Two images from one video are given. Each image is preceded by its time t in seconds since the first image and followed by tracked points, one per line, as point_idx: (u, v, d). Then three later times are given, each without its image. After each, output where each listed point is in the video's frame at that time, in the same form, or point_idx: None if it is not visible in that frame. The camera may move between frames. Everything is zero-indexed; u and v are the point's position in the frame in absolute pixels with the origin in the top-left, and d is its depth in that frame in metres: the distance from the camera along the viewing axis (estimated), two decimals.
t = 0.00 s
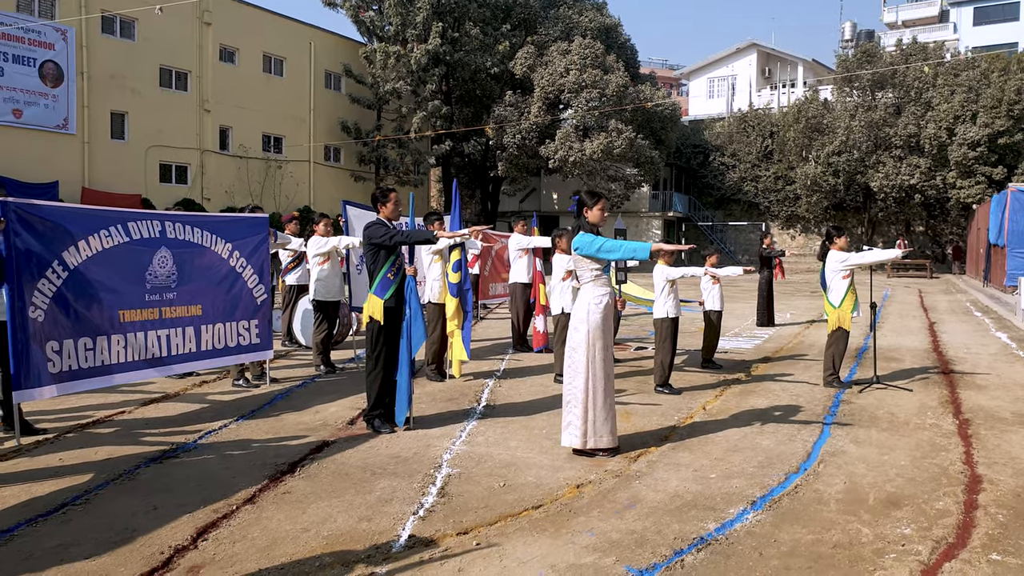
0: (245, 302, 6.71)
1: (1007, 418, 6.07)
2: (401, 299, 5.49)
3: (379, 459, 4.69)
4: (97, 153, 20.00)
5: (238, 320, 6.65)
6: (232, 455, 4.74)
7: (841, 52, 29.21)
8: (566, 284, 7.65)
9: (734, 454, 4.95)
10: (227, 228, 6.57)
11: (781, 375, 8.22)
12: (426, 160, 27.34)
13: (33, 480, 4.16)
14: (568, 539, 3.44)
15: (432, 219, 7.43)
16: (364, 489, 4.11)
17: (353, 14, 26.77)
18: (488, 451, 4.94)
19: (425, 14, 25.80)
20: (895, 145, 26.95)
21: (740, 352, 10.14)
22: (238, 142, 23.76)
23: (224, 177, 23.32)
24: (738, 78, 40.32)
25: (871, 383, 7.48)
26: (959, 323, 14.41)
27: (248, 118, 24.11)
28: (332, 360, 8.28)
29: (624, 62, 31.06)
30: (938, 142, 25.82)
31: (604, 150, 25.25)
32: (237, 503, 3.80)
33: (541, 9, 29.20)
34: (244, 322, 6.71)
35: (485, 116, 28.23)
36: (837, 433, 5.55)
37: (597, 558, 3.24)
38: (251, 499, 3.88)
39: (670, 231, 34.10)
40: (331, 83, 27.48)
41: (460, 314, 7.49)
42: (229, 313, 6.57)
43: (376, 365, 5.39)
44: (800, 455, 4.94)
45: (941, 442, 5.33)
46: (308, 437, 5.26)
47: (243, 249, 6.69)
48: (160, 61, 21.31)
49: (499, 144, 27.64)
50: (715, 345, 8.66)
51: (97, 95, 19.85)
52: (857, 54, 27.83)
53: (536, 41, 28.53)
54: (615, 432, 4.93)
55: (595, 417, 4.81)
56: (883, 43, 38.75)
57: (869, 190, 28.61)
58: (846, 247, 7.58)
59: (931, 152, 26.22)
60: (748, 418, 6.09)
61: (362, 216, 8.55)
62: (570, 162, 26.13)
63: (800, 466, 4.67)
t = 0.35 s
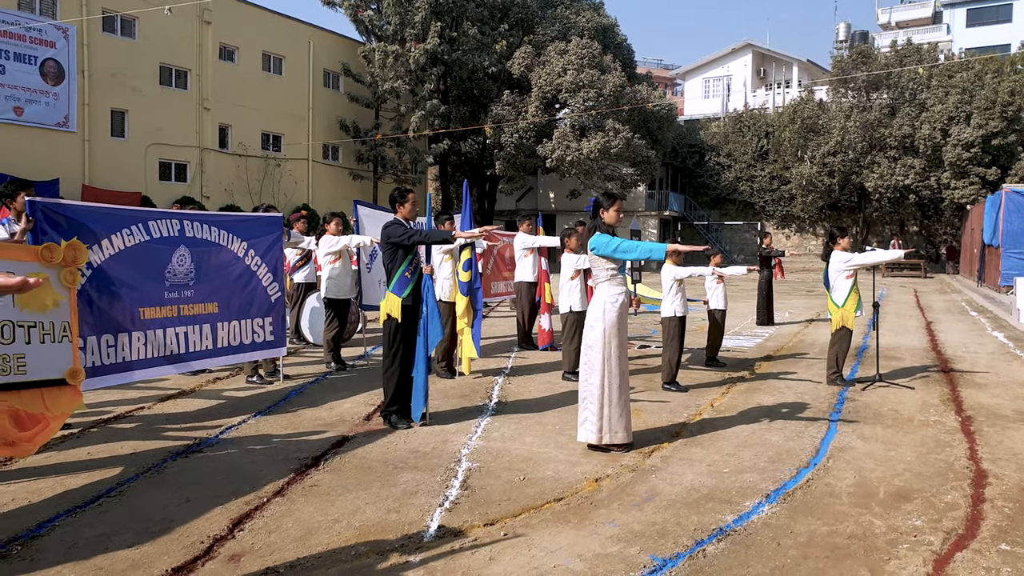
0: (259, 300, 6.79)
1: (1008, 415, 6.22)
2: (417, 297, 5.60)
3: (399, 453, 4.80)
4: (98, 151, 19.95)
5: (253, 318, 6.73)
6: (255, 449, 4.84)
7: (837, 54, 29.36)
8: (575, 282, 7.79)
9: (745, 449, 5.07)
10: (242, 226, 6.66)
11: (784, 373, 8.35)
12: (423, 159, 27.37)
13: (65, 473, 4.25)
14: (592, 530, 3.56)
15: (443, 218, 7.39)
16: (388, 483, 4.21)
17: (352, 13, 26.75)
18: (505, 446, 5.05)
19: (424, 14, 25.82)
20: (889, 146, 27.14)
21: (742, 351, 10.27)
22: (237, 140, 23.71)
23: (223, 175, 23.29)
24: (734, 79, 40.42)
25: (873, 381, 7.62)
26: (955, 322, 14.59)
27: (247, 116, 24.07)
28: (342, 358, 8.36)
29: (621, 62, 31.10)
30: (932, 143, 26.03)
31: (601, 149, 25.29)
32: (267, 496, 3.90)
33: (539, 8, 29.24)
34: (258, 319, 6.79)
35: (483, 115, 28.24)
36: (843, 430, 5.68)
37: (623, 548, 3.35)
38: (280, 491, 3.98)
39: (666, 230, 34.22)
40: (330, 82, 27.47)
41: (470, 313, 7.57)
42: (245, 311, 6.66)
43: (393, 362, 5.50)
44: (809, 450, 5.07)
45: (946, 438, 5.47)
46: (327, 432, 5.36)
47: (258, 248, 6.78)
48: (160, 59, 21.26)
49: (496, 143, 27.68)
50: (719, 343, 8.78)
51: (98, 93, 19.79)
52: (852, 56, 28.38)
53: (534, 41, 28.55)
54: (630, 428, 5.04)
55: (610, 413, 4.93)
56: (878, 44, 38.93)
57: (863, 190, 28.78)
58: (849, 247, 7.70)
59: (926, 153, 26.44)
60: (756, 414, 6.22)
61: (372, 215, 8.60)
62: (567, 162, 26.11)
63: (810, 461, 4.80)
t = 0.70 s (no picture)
0: (275, 302, 6.92)
1: (1009, 411, 6.38)
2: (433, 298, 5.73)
3: (419, 450, 4.93)
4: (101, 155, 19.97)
5: (269, 319, 6.86)
6: (279, 447, 4.97)
7: (834, 54, 29.50)
8: (584, 283, 7.99)
9: (754, 445, 5.22)
10: (259, 230, 6.78)
11: (788, 372, 8.49)
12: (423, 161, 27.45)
13: (98, 470, 4.39)
14: (612, 521, 3.70)
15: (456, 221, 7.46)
16: (412, 478, 4.35)
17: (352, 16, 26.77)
18: (521, 443, 5.19)
19: (424, 17, 25.89)
20: (887, 146, 27.30)
21: (746, 350, 10.40)
22: (238, 143, 23.76)
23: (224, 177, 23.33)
24: (731, 80, 40.47)
25: (876, 379, 7.77)
26: (954, 322, 14.76)
27: (248, 119, 24.09)
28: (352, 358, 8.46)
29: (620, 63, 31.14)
30: (930, 143, 26.20)
31: (600, 150, 25.33)
32: (296, 491, 4.03)
33: (537, 10, 29.25)
34: (274, 321, 6.92)
35: (482, 117, 28.32)
36: (849, 426, 5.83)
37: (643, 539, 3.49)
38: (308, 486, 4.11)
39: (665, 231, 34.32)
40: (331, 84, 27.54)
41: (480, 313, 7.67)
42: (262, 312, 6.79)
43: (409, 362, 5.63)
44: (817, 445, 5.22)
45: (949, 434, 5.61)
46: (347, 430, 5.49)
47: (274, 251, 6.90)
48: (162, 62, 21.30)
49: (496, 145, 27.76)
50: (724, 343, 8.91)
51: (100, 97, 19.79)
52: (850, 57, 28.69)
53: (533, 43, 28.54)
54: (642, 426, 5.18)
55: (623, 410, 5.07)
56: (875, 45, 39.05)
57: (861, 190, 28.93)
58: (852, 247, 7.83)
59: (923, 153, 26.62)
60: (763, 412, 6.36)
61: (382, 218, 8.70)
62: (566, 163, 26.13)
63: (819, 456, 4.94)
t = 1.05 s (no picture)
0: (287, 301, 7.07)
1: (1001, 407, 6.59)
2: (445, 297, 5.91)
3: (434, 444, 5.09)
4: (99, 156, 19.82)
5: (280, 318, 7.00)
6: (297, 441, 5.11)
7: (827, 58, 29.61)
8: (588, 284, 8.18)
9: (757, 439, 5.40)
10: (272, 230, 6.94)
11: (786, 370, 8.68)
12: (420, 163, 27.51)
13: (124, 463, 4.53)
14: (626, 510, 3.86)
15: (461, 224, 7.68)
16: (430, 470, 4.50)
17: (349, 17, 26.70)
18: (531, 437, 5.35)
19: (421, 19, 25.88)
20: (880, 149, 27.52)
21: (744, 350, 10.58)
22: (236, 144, 23.55)
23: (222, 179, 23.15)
24: (725, 83, 40.56)
25: (872, 377, 7.97)
26: (946, 322, 15.00)
27: (246, 119, 23.89)
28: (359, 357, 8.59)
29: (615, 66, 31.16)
30: (921, 147, 26.57)
31: (596, 153, 25.48)
32: (319, 482, 4.17)
33: (533, 13, 29.21)
34: (285, 319, 7.06)
35: (478, 119, 28.27)
36: (847, 421, 6.02)
37: (656, 526, 3.66)
38: (330, 478, 4.26)
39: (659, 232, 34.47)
40: (327, 85, 27.21)
41: (486, 313, 7.89)
42: (273, 312, 6.94)
43: (422, 359, 5.81)
44: (817, 439, 5.40)
45: (943, 428, 5.82)
46: (362, 426, 5.64)
47: (286, 251, 7.06)
48: (160, 63, 21.09)
49: (492, 147, 27.82)
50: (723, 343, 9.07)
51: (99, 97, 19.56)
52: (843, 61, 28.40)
53: (529, 45, 28.40)
54: (649, 421, 5.36)
55: (630, 405, 5.24)
56: (867, 48, 39.29)
57: (854, 192, 29.16)
58: (849, 248, 8.02)
59: (915, 156, 26.91)
60: (764, 408, 6.55)
61: (389, 219, 8.84)
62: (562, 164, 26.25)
63: (820, 449, 5.12)
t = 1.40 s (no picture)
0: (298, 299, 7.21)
1: (997, 400, 6.77)
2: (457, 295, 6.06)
3: (448, 437, 5.23)
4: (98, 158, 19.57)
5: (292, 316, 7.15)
6: (315, 435, 5.23)
7: (820, 57, 29.70)
8: (592, 282, 8.33)
9: (762, 432, 5.55)
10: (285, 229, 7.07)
11: (786, 366, 8.84)
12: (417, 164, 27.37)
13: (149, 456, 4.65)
14: (640, 497, 4.00)
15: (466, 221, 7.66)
16: (447, 462, 4.63)
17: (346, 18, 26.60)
18: (542, 430, 5.50)
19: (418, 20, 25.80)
20: (874, 148, 27.73)
21: (744, 346, 10.72)
22: (234, 144, 23.45)
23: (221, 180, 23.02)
24: (720, 82, 40.64)
25: (871, 372, 8.14)
26: (941, 319, 15.18)
27: (245, 121, 23.86)
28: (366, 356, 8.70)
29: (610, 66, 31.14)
30: (915, 145, 26.87)
31: (592, 152, 25.57)
32: (342, 473, 4.31)
33: (529, 13, 29.13)
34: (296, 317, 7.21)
35: (474, 120, 28.27)
36: (849, 414, 6.18)
37: (670, 512, 3.80)
38: (352, 469, 4.40)
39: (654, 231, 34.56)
40: (324, 86, 27.02)
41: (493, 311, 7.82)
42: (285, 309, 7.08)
43: (434, 355, 5.95)
44: (820, 431, 5.56)
45: (942, 420, 5.99)
46: (376, 420, 5.77)
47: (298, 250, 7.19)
48: (158, 65, 21.09)
49: (488, 146, 27.82)
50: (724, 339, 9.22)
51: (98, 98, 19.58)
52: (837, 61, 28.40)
53: (525, 45, 28.39)
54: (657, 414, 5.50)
55: (639, 399, 5.38)
56: (860, 47, 39.49)
57: (848, 191, 29.36)
58: (848, 246, 8.17)
59: (909, 155, 27.20)
60: (766, 402, 6.70)
61: (395, 219, 8.99)
62: (558, 164, 26.30)
63: (824, 441, 5.27)
